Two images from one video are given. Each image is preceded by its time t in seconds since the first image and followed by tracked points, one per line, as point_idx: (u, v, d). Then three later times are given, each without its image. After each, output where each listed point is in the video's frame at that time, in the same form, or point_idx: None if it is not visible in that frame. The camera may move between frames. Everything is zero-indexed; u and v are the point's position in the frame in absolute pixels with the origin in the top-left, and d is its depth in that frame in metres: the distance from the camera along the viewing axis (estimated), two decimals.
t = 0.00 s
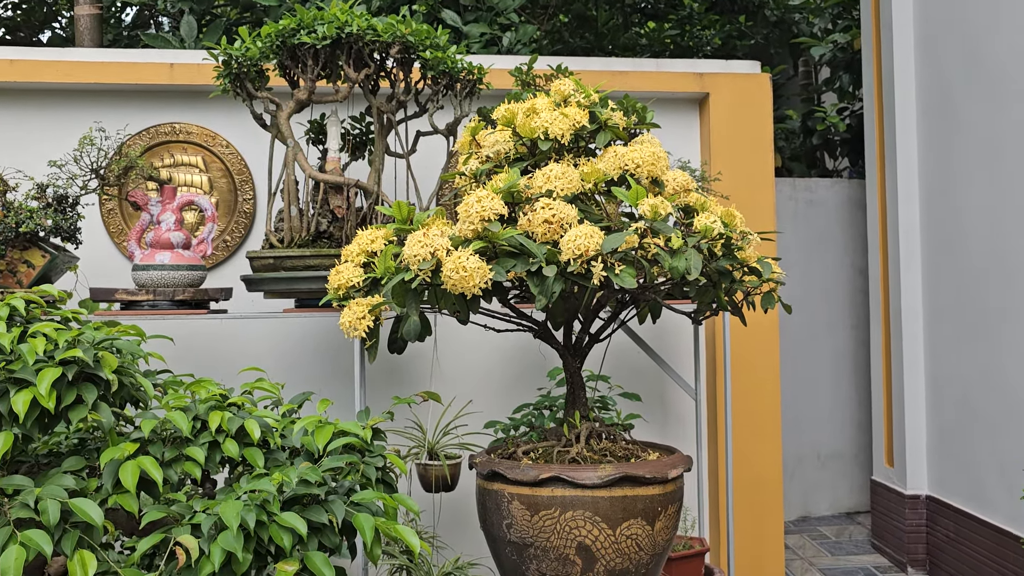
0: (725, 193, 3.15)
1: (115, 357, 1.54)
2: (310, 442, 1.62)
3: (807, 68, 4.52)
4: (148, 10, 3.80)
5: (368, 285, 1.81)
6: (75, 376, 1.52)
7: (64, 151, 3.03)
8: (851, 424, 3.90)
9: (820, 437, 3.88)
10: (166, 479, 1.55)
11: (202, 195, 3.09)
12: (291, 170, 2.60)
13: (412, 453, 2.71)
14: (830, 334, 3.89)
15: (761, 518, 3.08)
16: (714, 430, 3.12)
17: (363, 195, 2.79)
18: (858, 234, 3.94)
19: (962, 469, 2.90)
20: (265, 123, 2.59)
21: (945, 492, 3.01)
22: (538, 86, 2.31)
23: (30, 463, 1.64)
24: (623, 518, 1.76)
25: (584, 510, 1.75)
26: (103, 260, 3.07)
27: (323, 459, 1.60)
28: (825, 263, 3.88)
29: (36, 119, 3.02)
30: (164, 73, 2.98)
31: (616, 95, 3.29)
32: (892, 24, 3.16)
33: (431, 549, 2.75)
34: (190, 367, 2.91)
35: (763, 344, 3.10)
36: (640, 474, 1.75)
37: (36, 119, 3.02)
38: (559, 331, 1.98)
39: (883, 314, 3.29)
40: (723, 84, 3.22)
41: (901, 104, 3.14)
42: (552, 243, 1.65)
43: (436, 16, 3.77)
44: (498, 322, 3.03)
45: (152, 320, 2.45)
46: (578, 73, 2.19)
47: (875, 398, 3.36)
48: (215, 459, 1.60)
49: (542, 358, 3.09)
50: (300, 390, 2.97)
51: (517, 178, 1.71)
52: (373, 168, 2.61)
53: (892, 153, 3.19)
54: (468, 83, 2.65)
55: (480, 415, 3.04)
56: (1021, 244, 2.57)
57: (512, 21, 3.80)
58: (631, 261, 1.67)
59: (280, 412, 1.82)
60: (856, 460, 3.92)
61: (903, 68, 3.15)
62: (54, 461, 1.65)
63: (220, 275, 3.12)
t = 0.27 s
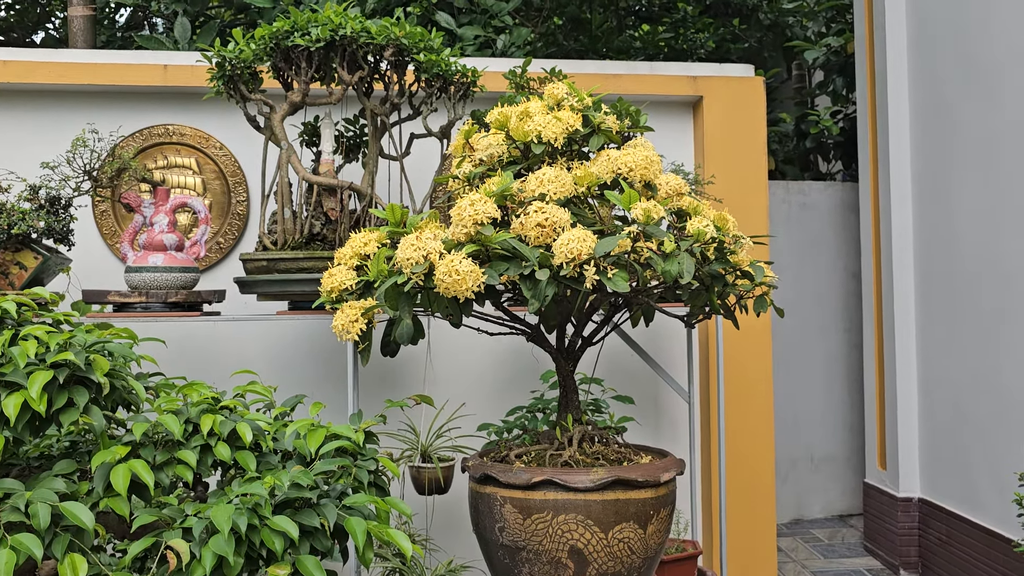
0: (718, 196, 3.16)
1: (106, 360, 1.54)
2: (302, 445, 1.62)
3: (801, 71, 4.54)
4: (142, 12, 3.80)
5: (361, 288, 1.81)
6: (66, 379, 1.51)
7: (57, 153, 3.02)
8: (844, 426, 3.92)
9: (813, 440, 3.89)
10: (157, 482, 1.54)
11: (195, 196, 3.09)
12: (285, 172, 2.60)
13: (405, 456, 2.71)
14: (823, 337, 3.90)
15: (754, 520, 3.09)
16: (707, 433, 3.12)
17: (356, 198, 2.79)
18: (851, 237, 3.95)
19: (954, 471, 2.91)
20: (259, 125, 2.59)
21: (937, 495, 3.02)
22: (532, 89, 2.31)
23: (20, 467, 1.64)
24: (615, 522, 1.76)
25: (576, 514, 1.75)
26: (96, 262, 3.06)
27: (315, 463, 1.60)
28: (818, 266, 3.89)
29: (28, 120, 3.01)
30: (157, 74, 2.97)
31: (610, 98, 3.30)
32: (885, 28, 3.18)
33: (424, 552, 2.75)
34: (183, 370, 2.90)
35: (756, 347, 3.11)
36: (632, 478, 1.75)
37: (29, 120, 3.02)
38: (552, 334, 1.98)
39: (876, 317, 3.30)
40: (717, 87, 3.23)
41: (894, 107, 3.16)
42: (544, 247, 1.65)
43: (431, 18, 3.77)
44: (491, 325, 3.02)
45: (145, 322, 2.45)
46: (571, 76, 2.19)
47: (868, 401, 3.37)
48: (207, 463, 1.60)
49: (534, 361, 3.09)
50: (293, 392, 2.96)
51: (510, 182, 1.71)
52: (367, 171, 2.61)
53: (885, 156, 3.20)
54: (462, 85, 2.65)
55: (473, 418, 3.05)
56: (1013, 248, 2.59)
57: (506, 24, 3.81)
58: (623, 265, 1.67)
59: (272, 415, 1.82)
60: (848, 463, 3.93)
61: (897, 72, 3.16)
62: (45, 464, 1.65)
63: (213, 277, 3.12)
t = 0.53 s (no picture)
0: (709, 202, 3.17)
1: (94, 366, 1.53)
2: (291, 451, 1.62)
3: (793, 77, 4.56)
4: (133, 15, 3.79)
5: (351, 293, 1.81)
6: (53, 384, 1.51)
7: (47, 157, 3.01)
8: (835, 431, 3.93)
9: (804, 444, 3.90)
10: (145, 488, 1.54)
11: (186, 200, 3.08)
12: (276, 176, 2.60)
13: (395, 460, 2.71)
14: (814, 341, 3.92)
15: (745, 525, 3.10)
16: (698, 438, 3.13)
17: (348, 202, 2.78)
18: (842, 242, 3.97)
19: (944, 476, 2.93)
20: (250, 129, 2.58)
21: (927, 499, 3.04)
22: (523, 94, 2.32)
23: (7, 472, 1.63)
24: (604, 527, 1.76)
25: (565, 519, 1.75)
26: (86, 266, 3.05)
27: (304, 469, 1.60)
28: (808, 271, 3.90)
29: (19, 123, 3.01)
30: (149, 78, 2.96)
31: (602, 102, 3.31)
32: (876, 34, 3.20)
33: (415, 557, 2.75)
34: (173, 374, 2.90)
35: (747, 352, 3.12)
36: (621, 483, 1.75)
37: (19, 123, 3.01)
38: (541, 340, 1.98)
39: (867, 322, 3.32)
40: (708, 93, 3.24)
41: (884, 113, 3.18)
42: (534, 253, 1.65)
43: (423, 23, 3.77)
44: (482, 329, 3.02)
45: (134, 326, 2.44)
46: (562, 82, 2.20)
47: (859, 405, 3.38)
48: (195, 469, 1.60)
49: (524, 366, 3.09)
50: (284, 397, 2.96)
51: (500, 188, 1.72)
52: (358, 175, 2.61)
53: (875, 161, 3.22)
54: (453, 90, 2.65)
55: (464, 423, 3.05)
56: (1003, 253, 2.60)
57: (498, 29, 3.81)
58: (613, 271, 1.68)
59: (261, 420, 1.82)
60: (839, 467, 3.95)
61: (887, 78, 3.18)
62: (33, 469, 1.64)
63: (204, 281, 3.11)
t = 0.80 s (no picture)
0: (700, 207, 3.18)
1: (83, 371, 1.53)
2: (280, 456, 1.61)
3: (784, 82, 4.57)
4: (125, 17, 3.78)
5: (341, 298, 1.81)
6: (41, 390, 1.50)
7: (37, 160, 3.00)
8: (826, 435, 3.94)
9: (795, 449, 3.91)
10: (133, 494, 1.53)
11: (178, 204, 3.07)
12: (267, 180, 2.59)
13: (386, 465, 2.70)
14: (805, 346, 3.93)
15: (736, 529, 3.10)
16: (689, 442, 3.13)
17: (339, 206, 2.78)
18: (833, 247, 3.99)
19: (934, 480, 2.93)
20: (241, 133, 2.58)
21: (918, 503, 3.05)
22: (515, 99, 2.33)
23: None
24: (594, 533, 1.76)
25: (555, 525, 1.75)
26: (77, 270, 3.04)
27: (293, 474, 1.59)
28: (800, 276, 3.92)
29: (10, 126, 3.00)
30: (140, 81, 2.96)
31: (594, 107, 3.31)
32: (867, 40, 3.21)
33: (406, 562, 2.75)
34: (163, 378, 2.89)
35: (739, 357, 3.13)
36: (611, 489, 1.76)
37: (10, 126, 3.00)
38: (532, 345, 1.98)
39: (858, 326, 3.33)
40: (699, 98, 3.25)
41: (875, 118, 3.19)
42: (524, 258, 1.66)
43: (416, 27, 3.78)
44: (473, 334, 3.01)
45: (124, 329, 2.43)
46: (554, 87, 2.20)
47: (850, 409, 3.39)
48: (184, 474, 1.59)
49: (515, 372, 3.09)
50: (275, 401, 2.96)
51: (491, 193, 1.72)
52: (350, 179, 2.60)
53: (866, 167, 3.24)
54: (445, 95, 2.65)
55: (455, 427, 3.05)
56: (994, 258, 2.62)
57: (491, 33, 3.81)
58: (603, 277, 1.68)
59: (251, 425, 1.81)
60: (830, 471, 3.96)
61: (878, 84, 3.20)
62: (20, 474, 1.63)
63: (195, 285, 3.10)
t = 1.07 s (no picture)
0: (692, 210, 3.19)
1: (73, 375, 1.52)
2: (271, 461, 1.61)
3: (777, 86, 4.59)
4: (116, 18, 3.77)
5: (333, 301, 1.81)
6: (31, 394, 1.50)
7: (28, 162, 2.99)
8: (817, 438, 3.96)
9: (787, 451, 3.92)
10: (123, 498, 1.53)
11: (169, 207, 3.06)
12: (260, 183, 2.59)
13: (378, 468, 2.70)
14: (797, 349, 3.94)
15: (727, 532, 3.11)
16: (681, 445, 3.14)
17: (332, 209, 2.78)
18: (825, 251, 4.00)
19: (925, 483, 2.95)
20: (233, 136, 2.57)
21: (909, 506, 3.06)
22: (508, 103, 2.33)
23: None
24: (586, 537, 1.77)
25: (547, 529, 1.75)
26: (68, 272, 3.03)
27: (284, 479, 1.59)
28: (792, 279, 3.93)
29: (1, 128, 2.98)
30: (132, 83, 2.95)
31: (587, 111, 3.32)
32: (858, 45, 3.23)
33: (397, 565, 2.74)
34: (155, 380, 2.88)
35: (731, 360, 3.14)
36: (602, 492, 1.76)
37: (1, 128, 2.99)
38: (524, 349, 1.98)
39: (849, 329, 3.34)
40: (692, 102, 3.26)
41: (867, 122, 3.21)
42: (516, 263, 1.66)
43: (409, 30, 3.77)
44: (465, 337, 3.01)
45: (115, 332, 2.42)
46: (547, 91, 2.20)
47: (841, 412, 3.40)
48: (174, 478, 1.59)
49: (507, 376, 3.10)
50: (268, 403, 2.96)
51: (483, 198, 1.73)
52: (342, 183, 2.60)
53: (858, 171, 3.25)
54: (438, 98, 2.65)
55: (447, 431, 3.05)
56: (984, 262, 2.63)
57: (484, 36, 3.81)
58: (595, 281, 1.68)
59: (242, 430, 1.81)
60: (821, 473, 3.97)
61: (869, 88, 3.22)
62: (10, 479, 1.63)
63: (187, 288, 3.09)
